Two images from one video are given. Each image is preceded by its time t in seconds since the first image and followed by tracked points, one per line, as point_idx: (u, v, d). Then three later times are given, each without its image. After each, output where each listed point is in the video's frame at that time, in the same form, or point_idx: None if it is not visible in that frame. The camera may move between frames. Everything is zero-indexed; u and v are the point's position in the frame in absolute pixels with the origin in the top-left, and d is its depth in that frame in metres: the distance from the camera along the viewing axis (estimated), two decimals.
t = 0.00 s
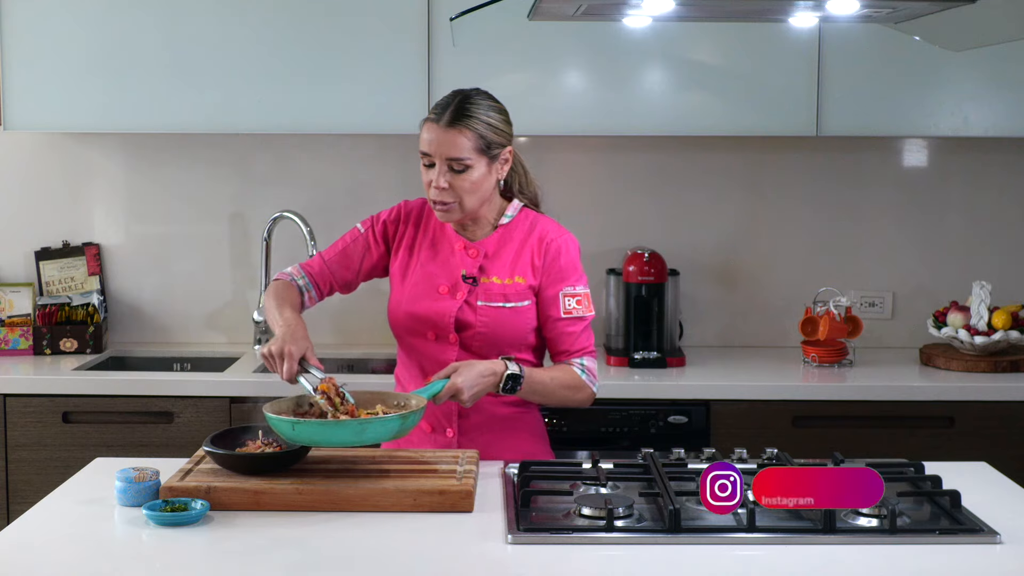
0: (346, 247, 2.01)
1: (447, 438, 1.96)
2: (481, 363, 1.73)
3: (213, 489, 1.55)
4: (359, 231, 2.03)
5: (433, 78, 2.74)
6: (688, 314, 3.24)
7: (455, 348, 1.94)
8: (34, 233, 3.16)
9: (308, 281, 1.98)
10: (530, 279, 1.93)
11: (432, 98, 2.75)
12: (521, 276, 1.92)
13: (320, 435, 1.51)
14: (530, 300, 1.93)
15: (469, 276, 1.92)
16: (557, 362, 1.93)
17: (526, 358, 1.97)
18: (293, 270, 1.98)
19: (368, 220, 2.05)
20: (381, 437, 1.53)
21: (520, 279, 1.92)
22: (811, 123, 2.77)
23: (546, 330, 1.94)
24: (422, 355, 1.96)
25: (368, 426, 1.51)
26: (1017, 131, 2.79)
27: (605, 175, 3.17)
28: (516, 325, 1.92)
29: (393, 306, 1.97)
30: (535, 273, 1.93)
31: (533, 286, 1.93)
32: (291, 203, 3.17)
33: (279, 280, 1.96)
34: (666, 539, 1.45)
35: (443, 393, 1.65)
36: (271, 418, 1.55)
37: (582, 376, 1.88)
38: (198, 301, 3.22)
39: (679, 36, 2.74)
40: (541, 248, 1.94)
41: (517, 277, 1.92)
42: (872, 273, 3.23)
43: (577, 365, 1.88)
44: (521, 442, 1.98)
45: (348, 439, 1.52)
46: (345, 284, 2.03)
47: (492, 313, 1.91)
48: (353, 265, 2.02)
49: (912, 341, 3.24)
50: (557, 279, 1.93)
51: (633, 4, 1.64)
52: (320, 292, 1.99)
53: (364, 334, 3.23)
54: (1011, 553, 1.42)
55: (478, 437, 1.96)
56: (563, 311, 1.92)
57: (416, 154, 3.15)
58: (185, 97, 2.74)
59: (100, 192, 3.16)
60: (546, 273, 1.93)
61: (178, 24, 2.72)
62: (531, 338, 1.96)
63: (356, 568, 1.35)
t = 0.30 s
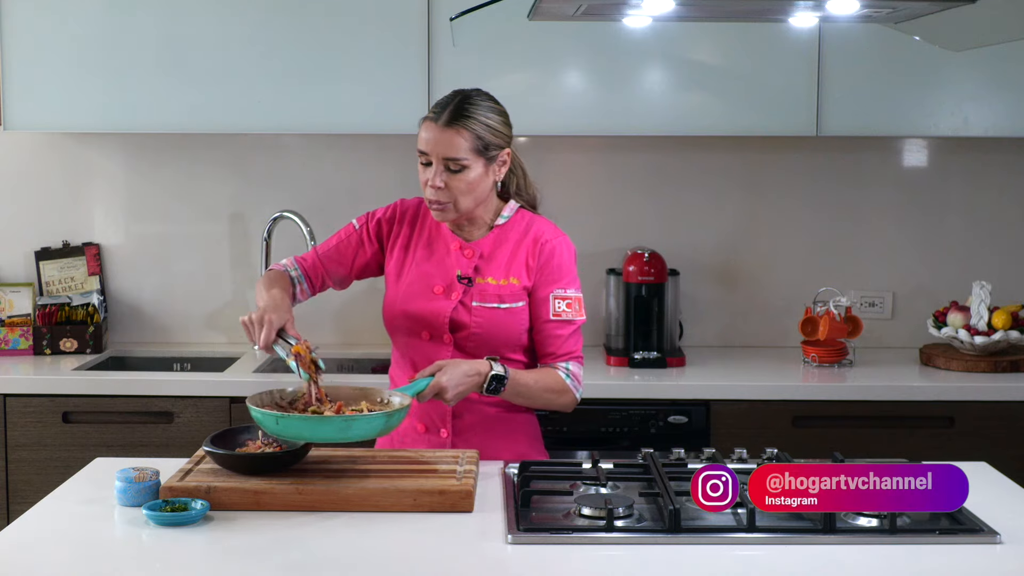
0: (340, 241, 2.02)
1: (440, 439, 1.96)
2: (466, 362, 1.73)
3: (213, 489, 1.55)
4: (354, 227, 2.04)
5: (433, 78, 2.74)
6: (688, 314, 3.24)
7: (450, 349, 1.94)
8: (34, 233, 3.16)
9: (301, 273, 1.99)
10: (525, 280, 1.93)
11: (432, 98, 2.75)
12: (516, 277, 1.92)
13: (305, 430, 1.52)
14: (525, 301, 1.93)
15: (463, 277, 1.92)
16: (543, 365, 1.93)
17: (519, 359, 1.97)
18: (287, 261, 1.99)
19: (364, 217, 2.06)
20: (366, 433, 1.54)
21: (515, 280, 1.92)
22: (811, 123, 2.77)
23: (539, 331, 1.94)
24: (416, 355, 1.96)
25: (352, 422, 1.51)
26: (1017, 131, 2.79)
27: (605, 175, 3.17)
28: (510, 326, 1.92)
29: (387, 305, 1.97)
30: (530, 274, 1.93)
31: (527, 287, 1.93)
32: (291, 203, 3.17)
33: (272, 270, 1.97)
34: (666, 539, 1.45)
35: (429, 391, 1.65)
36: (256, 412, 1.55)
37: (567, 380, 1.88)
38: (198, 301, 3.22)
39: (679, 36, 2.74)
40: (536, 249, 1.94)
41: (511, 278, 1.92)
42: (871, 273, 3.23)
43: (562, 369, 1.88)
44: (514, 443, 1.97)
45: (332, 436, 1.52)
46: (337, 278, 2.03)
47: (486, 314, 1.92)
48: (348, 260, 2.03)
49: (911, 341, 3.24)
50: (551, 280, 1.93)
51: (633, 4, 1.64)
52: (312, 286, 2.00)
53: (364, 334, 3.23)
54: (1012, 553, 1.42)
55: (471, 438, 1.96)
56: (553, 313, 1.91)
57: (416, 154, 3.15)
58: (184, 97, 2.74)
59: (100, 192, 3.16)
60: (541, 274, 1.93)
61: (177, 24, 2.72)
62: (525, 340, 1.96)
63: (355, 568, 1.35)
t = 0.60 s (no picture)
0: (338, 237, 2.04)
1: (438, 438, 1.96)
2: (466, 364, 1.73)
3: (213, 489, 1.56)
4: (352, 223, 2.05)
5: (433, 78, 2.74)
6: (688, 314, 3.24)
7: (446, 347, 1.94)
8: (34, 233, 3.16)
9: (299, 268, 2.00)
10: (521, 278, 1.93)
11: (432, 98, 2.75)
12: (513, 275, 1.92)
13: (317, 448, 1.50)
14: (522, 299, 1.93)
15: (460, 275, 1.92)
16: (542, 364, 1.93)
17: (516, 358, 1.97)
18: (285, 256, 2.01)
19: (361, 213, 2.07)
20: (378, 447, 1.52)
21: (512, 278, 1.92)
22: (811, 123, 2.78)
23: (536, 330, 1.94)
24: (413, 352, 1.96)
25: (365, 437, 1.49)
26: (1017, 131, 2.79)
27: (605, 175, 3.17)
28: (506, 325, 1.92)
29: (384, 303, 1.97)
30: (527, 272, 1.93)
31: (524, 286, 1.93)
32: (291, 203, 3.17)
33: (270, 264, 1.99)
34: (667, 539, 1.45)
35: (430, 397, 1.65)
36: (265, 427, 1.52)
37: (566, 379, 1.88)
38: (198, 301, 3.22)
39: (679, 36, 2.74)
40: (533, 247, 1.94)
41: (508, 276, 1.92)
42: (871, 273, 3.23)
43: (561, 368, 1.88)
44: (513, 442, 1.98)
45: (344, 450, 1.50)
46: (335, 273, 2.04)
47: (483, 311, 1.92)
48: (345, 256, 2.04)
49: (911, 341, 3.24)
50: (549, 278, 1.92)
51: (633, 4, 1.64)
52: (309, 281, 2.01)
53: (364, 334, 3.23)
54: (1011, 553, 1.42)
55: (470, 438, 1.96)
56: (552, 312, 1.91)
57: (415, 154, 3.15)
58: (184, 97, 2.74)
59: (100, 192, 3.16)
60: (538, 273, 1.93)
61: (177, 24, 2.72)
62: (522, 338, 1.96)
63: (356, 568, 1.35)
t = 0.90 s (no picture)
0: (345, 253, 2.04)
1: (439, 438, 1.96)
2: (475, 368, 1.73)
3: (213, 489, 1.56)
4: (355, 235, 2.05)
5: (433, 78, 2.74)
6: (688, 314, 3.24)
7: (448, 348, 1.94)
8: (34, 233, 3.16)
9: (311, 290, 2.02)
10: (524, 279, 1.92)
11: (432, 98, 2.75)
12: (515, 276, 1.92)
13: (340, 464, 1.50)
14: (524, 300, 1.93)
15: (461, 276, 1.92)
16: (547, 364, 1.93)
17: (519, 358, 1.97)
18: (295, 279, 2.02)
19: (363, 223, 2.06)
20: (399, 460, 1.53)
21: (514, 279, 1.92)
22: (810, 123, 2.77)
23: (538, 331, 1.94)
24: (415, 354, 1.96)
25: (386, 452, 1.50)
26: (1017, 131, 2.79)
27: (605, 175, 3.17)
28: (509, 326, 1.92)
29: (386, 305, 1.98)
30: (529, 273, 1.93)
31: (526, 287, 1.92)
32: (291, 203, 3.17)
33: (283, 291, 2.00)
34: (667, 539, 1.45)
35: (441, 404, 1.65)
36: (285, 444, 1.51)
37: (571, 379, 1.88)
38: (198, 301, 3.22)
39: (679, 36, 2.74)
40: (535, 248, 1.93)
41: (510, 277, 1.92)
42: (871, 273, 3.23)
43: (565, 369, 1.88)
44: (513, 441, 1.97)
45: (365, 465, 1.51)
46: (347, 289, 2.06)
47: (485, 313, 1.91)
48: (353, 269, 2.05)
49: (911, 340, 3.24)
50: (551, 279, 1.92)
51: (633, 4, 1.64)
52: (322, 300, 2.04)
53: (364, 334, 3.23)
54: (1011, 553, 1.42)
55: (470, 437, 1.97)
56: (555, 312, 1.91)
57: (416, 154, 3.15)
58: (184, 97, 2.74)
59: (100, 192, 3.16)
60: (540, 274, 1.92)
61: (177, 24, 2.72)
62: (525, 339, 1.96)
63: (356, 568, 1.35)
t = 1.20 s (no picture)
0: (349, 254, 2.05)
1: (439, 438, 1.96)
2: (478, 367, 1.73)
3: (213, 490, 1.56)
4: (359, 236, 2.05)
5: (433, 77, 2.74)
6: (688, 314, 3.24)
7: (450, 348, 1.94)
8: (34, 233, 3.16)
9: (317, 291, 2.03)
10: (527, 280, 1.92)
11: (432, 98, 2.75)
12: (518, 277, 1.92)
13: (341, 454, 1.50)
14: (527, 302, 1.93)
15: (465, 277, 1.92)
16: (549, 366, 1.93)
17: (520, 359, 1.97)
18: (301, 281, 2.03)
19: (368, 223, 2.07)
20: (400, 452, 1.53)
21: (517, 280, 1.92)
22: (810, 123, 2.77)
23: (541, 332, 1.94)
24: (417, 354, 1.96)
25: (387, 443, 1.50)
26: (1017, 131, 2.79)
27: (605, 175, 3.17)
28: (512, 327, 1.92)
29: (390, 305, 1.98)
30: (532, 274, 1.93)
31: (530, 288, 1.92)
32: (291, 203, 3.17)
33: (289, 293, 2.02)
34: (667, 539, 1.45)
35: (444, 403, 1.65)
36: (285, 435, 1.51)
37: (574, 381, 1.88)
38: (198, 301, 3.22)
39: (679, 36, 2.74)
40: (540, 250, 1.93)
41: (514, 278, 1.92)
42: (871, 273, 3.23)
43: (569, 372, 1.88)
44: (513, 441, 1.97)
45: (366, 457, 1.51)
46: (352, 290, 2.08)
47: (488, 313, 1.91)
48: (357, 270, 2.05)
49: (911, 340, 3.24)
50: (555, 281, 1.92)
51: (633, 4, 1.64)
52: (329, 302, 2.05)
53: (364, 334, 3.23)
54: (1011, 553, 1.42)
55: (470, 438, 1.97)
56: (559, 314, 1.91)
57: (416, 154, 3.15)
58: (184, 97, 2.74)
59: (100, 192, 3.16)
60: (544, 275, 1.92)
61: (177, 24, 2.72)
62: (527, 340, 1.96)
63: (355, 568, 1.35)
